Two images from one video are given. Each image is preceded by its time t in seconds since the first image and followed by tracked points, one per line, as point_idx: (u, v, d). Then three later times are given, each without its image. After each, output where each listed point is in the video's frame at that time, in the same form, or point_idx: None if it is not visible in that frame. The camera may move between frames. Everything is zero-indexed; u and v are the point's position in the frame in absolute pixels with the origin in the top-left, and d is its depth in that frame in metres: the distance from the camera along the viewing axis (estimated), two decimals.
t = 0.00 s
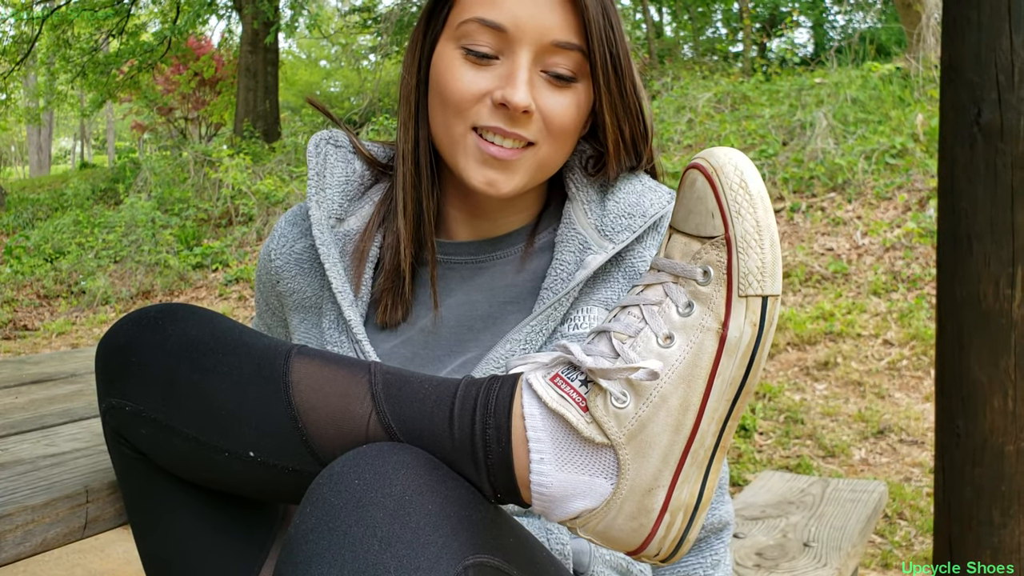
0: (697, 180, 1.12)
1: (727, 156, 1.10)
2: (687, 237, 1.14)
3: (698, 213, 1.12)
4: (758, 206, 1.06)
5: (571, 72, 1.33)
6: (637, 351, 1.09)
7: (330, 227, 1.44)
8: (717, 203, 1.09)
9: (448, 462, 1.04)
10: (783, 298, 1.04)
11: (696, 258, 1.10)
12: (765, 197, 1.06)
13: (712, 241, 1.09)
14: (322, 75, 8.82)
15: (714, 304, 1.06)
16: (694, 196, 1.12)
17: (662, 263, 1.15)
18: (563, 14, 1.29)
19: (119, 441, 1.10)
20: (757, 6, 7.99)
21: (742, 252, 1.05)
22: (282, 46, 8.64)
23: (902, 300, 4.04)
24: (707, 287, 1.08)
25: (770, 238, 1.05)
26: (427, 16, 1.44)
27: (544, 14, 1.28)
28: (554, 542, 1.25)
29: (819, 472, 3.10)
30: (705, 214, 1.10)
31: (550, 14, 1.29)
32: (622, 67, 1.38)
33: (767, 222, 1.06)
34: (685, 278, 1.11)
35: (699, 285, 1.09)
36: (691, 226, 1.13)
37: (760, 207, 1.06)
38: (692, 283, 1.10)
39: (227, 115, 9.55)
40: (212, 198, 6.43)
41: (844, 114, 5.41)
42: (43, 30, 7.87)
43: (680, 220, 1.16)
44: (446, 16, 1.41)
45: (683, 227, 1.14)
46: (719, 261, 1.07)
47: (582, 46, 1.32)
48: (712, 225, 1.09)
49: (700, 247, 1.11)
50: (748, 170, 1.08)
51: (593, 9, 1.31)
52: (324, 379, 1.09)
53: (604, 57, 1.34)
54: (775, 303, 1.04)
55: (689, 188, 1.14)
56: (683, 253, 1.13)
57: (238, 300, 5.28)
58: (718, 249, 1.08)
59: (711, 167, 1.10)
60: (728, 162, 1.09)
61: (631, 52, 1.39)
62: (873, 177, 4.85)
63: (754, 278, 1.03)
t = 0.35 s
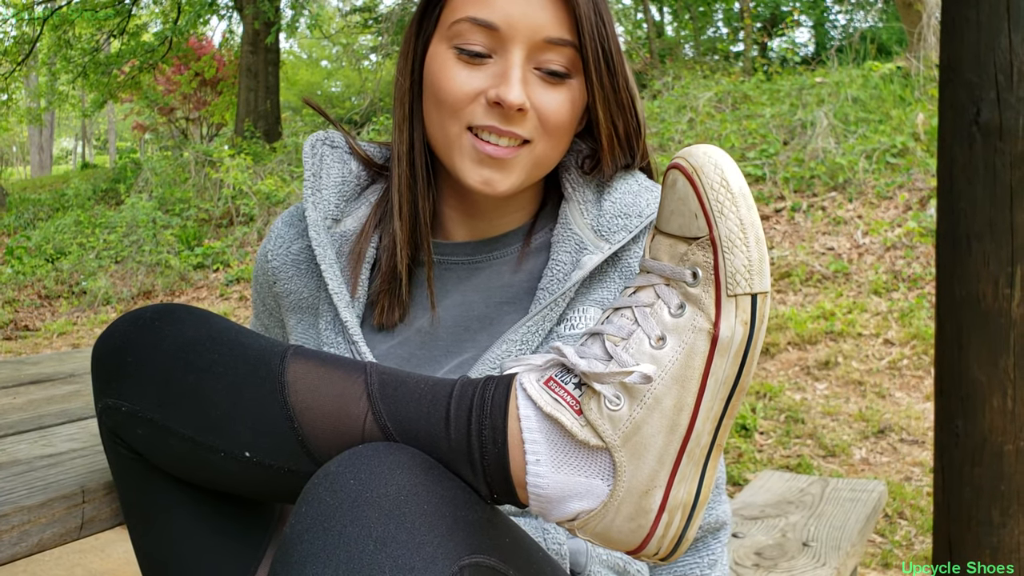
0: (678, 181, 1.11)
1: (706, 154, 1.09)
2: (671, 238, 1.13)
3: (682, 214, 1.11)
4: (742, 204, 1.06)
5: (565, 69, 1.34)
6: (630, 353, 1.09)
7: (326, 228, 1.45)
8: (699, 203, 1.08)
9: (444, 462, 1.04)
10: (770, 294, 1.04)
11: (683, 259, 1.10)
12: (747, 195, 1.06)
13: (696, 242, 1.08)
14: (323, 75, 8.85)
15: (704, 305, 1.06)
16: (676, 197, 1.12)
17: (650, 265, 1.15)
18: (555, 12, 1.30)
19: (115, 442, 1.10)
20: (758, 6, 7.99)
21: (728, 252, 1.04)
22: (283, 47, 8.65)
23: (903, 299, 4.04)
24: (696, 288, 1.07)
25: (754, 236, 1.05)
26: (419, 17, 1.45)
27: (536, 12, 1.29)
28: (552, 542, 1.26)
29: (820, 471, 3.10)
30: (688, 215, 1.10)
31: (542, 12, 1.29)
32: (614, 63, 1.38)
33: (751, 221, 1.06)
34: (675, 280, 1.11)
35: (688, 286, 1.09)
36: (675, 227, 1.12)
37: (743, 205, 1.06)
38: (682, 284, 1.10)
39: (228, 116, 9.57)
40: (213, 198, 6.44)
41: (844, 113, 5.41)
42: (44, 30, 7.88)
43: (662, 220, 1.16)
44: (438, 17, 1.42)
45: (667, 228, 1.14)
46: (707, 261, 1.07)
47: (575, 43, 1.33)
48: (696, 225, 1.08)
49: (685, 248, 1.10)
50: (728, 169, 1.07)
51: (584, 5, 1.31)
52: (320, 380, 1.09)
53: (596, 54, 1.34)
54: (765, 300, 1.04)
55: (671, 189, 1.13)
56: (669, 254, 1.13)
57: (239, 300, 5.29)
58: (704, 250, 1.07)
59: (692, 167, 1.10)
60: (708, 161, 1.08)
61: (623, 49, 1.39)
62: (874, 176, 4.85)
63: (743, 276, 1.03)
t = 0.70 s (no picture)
0: (693, 184, 1.13)
1: (723, 163, 1.12)
2: (677, 239, 1.15)
3: (691, 217, 1.13)
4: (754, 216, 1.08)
5: (554, 69, 1.34)
6: (625, 351, 1.09)
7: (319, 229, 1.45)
8: (712, 206, 1.10)
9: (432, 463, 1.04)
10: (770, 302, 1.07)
11: (687, 260, 1.12)
12: (759, 203, 1.09)
13: (704, 244, 1.10)
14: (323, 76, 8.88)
15: (704, 306, 1.07)
16: (687, 199, 1.14)
17: (650, 264, 1.16)
18: (543, 12, 1.30)
19: (106, 444, 1.11)
20: (758, 6, 7.99)
21: (735, 256, 1.06)
22: (283, 47, 8.66)
23: (902, 300, 4.03)
24: (697, 289, 1.09)
25: (762, 244, 1.07)
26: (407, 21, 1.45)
27: (523, 13, 1.29)
28: (543, 543, 1.26)
29: (818, 471, 3.09)
30: (699, 217, 1.12)
31: (530, 14, 1.29)
32: (604, 64, 1.38)
33: (759, 229, 1.08)
34: (675, 279, 1.12)
35: (689, 287, 1.10)
36: (683, 228, 1.14)
37: (755, 213, 1.08)
38: (682, 283, 1.11)
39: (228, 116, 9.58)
40: (213, 199, 6.45)
41: (844, 114, 5.40)
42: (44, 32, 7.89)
43: (670, 221, 1.17)
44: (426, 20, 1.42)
45: (674, 228, 1.15)
46: (712, 263, 1.09)
47: (563, 43, 1.33)
48: (706, 228, 1.10)
49: (691, 250, 1.12)
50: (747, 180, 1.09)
51: (572, 6, 1.32)
52: (311, 382, 1.09)
53: (585, 54, 1.34)
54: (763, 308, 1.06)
55: (682, 191, 1.15)
56: (673, 254, 1.14)
57: (239, 300, 5.30)
58: (710, 252, 1.09)
59: (708, 172, 1.12)
60: (726, 168, 1.11)
61: (613, 49, 1.39)
62: (873, 176, 4.85)
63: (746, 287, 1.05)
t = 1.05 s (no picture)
0: (663, 183, 1.12)
1: (690, 157, 1.09)
2: (658, 239, 1.14)
3: (666, 214, 1.11)
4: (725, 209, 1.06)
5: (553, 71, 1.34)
6: (611, 352, 1.09)
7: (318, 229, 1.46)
8: (682, 204, 1.09)
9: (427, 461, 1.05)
10: (749, 295, 1.06)
11: (666, 259, 1.11)
12: (729, 195, 1.07)
13: (679, 243, 1.09)
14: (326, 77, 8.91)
15: (685, 305, 1.07)
16: (660, 198, 1.12)
17: (635, 265, 1.16)
18: (544, 14, 1.30)
19: (105, 443, 1.11)
20: (759, 7, 7.99)
21: (709, 252, 1.05)
22: (285, 48, 8.68)
23: (903, 299, 4.03)
24: (676, 288, 1.08)
25: (735, 237, 1.06)
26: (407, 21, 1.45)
27: (523, 14, 1.30)
28: (541, 542, 1.26)
29: (820, 471, 3.09)
30: (671, 215, 1.10)
31: (530, 15, 1.30)
32: (602, 64, 1.39)
33: (732, 222, 1.07)
34: (656, 280, 1.12)
35: (669, 286, 1.09)
36: (661, 228, 1.12)
37: (725, 206, 1.06)
38: (662, 284, 1.10)
39: (230, 117, 9.61)
40: (215, 200, 6.46)
41: (845, 114, 5.40)
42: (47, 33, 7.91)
43: (650, 221, 1.16)
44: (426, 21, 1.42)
45: (654, 229, 1.14)
46: (687, 262, 1.08)
47: (563, 44, 1.33)
48: (678, 227, 1.09)
49: (669, 248, 1.11)
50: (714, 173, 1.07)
51: (572, 6, 1.32)
52: (307, 382, 1.09)
53: (585, 55, 1.35)
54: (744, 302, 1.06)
55: (656, 191, 1.14)
56: (654, 254, 1.14)
57: (241, 301, 5.31)
58: (685, 250, 1.08)
59: (676, 168, 1.10)
60: (691, 162, 1.09)
61: (611, 49, 1.39)
62: (875, 176, 4.84)
63: (723, 280, 1.04)
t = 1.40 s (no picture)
0: (671, 182, 1.12)
1: (699, 158, 1.10)
2: (659, 237, 1.13)
3: (672, 214, 1.11)
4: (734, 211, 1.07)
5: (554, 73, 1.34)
6: (609, 349, 1.09)
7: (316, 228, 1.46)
8: (689, 203, 1.09)
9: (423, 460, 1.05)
10: (751, 296, 1.06)
11: (667, 258, 1.11)
12: (736, 197, 1.08)
13: (684, 241, 1.10)
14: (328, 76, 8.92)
15: (685, 303, 1.07)
16: (666, 196, 1.13)
17: (635, 262, 1.16)
18: (544, 17, 1.30)
19: (102, 443, 1.11)
20: (762, 6, 7.98)
21: (714, 252, 1.06)
22: (288, 48, 8.69)
23: (905, 300, 4.03)
24: (678, 286, 1.08)
25: (741, 239, 1.06)
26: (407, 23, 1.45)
27: (524, 17, 1.30)
28: (538, 541, 1.26)
29: (820, 471, 3.09)
30: (677, 214, 1.11)
31: (530, 18, 1.30)
32: (603, 66, 1.39)
33: (738, 224, 1.07)
34: (656, 277, 1.12)
35: (670, 284, 1.09)
36: (663, 226, 1.13)
37: (732, 208, 1.07)
38: (663, 281, 1.10)
39: (232, 117, 9.62)
40: (217, 199, 6.47)
41: (847, 114, 5.39)
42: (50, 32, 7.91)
43: (652, 219, 1.16)
44: (426, 23, 1.42)
45: (656, 227, 1.14)
46: (691, 261, 1.08)
47: (564, 47, 1.33)
48: (684, 225, 1.09)
49: (672, 247, 1.11)
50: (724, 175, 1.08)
51: (573, 9, 1.32)
52: (302, 380, 1.09)
53: (586, 58, 1.35)
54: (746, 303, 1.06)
55: (661, 190, 1.14)
56: (655, 252, 1.14)
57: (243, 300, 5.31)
58: (691, 248, 1.09)
59: (686, 168, 1.10)
60: (702, 164, 1.09)
61: (611, 51, 1.39)
62: (877, 176, 4.84)
63: (728, 282, 1.05)
